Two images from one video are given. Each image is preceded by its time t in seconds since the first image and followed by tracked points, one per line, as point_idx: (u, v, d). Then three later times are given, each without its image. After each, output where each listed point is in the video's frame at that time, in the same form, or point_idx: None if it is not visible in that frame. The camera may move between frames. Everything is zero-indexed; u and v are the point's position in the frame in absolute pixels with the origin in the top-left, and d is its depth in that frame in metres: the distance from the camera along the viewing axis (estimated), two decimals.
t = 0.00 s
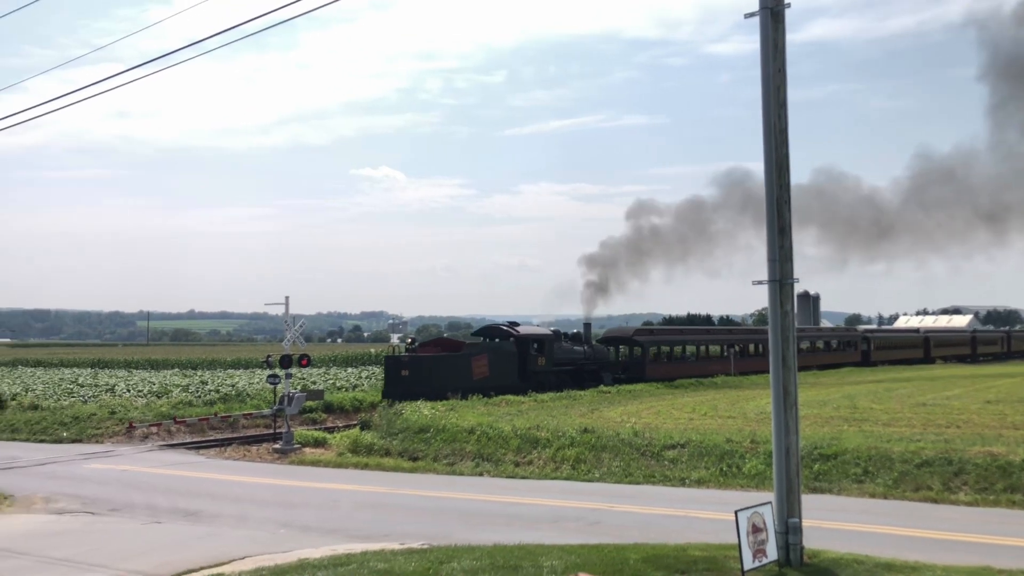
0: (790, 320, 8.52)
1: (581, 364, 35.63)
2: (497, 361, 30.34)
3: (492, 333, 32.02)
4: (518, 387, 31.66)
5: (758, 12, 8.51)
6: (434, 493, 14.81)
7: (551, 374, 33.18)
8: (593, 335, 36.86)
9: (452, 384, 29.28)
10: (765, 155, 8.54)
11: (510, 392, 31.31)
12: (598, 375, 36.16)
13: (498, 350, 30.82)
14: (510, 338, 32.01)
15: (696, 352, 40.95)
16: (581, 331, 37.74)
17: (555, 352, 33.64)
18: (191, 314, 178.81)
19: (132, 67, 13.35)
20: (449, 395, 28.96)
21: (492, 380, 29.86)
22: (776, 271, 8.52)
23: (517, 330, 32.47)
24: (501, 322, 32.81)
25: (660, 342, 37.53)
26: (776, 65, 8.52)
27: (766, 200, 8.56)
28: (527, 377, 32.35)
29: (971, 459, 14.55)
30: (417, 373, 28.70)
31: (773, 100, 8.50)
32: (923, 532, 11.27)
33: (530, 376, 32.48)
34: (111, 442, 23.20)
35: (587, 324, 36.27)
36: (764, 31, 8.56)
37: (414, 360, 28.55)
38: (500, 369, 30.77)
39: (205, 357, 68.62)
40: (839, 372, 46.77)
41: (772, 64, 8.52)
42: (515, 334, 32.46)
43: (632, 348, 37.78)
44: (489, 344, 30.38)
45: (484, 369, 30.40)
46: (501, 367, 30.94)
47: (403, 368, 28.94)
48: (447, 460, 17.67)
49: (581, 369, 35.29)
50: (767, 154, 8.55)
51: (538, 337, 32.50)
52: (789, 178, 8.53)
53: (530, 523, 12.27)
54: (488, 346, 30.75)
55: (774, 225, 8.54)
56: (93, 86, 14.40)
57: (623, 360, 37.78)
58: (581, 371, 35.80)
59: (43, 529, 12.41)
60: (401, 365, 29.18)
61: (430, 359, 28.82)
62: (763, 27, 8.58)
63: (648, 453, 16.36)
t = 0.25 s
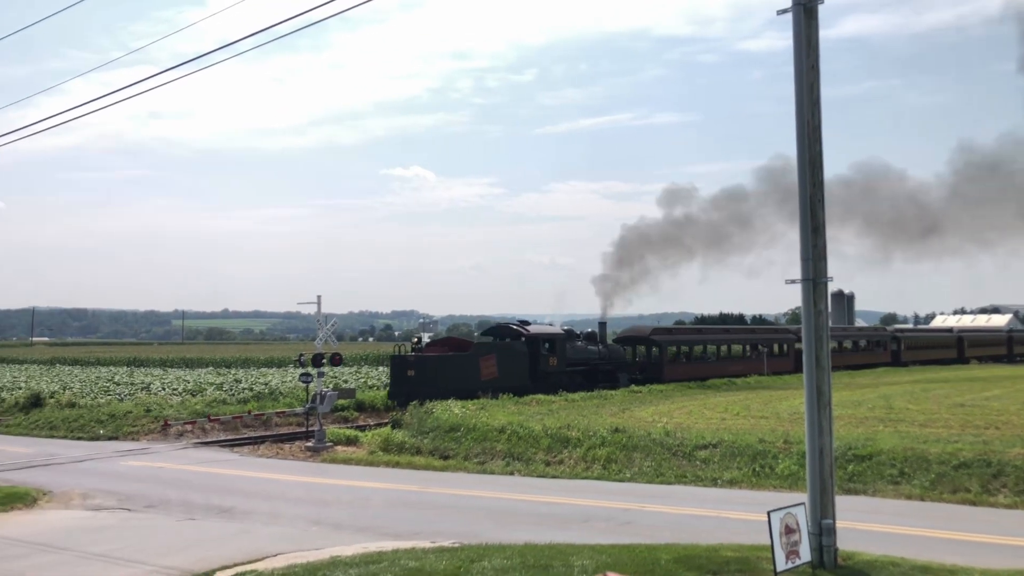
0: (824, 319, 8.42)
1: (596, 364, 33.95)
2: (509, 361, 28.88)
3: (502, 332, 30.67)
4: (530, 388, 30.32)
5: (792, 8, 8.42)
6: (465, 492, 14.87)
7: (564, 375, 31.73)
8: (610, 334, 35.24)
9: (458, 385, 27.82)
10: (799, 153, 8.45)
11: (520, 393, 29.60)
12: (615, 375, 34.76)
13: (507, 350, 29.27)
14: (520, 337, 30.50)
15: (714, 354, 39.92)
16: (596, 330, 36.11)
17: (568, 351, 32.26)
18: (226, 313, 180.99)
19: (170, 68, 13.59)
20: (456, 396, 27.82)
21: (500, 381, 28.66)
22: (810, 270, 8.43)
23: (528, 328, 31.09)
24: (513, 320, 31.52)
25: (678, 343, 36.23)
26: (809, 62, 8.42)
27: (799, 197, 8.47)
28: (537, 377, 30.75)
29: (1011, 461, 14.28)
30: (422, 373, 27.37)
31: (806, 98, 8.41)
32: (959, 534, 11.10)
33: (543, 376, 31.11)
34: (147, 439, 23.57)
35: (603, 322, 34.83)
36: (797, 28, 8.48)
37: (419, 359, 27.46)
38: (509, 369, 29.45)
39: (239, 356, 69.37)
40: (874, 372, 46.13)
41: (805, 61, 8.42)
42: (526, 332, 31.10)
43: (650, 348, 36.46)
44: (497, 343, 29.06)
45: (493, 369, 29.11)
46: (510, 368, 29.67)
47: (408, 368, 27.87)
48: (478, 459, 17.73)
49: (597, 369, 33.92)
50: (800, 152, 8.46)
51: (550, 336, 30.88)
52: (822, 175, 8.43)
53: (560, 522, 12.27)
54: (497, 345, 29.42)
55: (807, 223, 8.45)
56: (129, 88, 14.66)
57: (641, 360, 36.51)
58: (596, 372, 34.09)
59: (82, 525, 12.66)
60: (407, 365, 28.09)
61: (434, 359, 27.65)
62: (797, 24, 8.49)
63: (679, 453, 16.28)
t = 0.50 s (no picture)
0: (851, 318, 8.36)
1: (604, 364, 33.29)
2: (514, 361, 28.52)
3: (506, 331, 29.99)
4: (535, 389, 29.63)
5: (818, 6, 8.36)
6: (489, 491, 14.91)
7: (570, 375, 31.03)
8: (619, 333, 34.56)
9: (459, 386, 27.01)
10: (825, 151, 8.38)
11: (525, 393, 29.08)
12: (624, 376, 34.08)
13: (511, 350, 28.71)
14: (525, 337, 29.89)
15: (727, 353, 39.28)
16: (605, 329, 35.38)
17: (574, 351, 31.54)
18: (251, 312, 182.49)
19: (196, 70, 13.76)
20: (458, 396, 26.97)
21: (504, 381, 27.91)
22: (836, 268, 8.37)
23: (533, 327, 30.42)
24: (517, 319, 30.76)
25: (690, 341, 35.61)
26: (835, 59, 8.35)
27: (825, 195, 8.41)
28: (543, 378, 30.17)
29: None
30: (423, 376, 26.41)
31: (833, 95, 8.35)
32: (988, 536, 10.97)
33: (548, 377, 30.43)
34: (174, 437, 23.83)
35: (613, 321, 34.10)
36: (823, 25, 8.42)
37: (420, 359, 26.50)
38: (512, 369, 28.72)
39: (264, 356, 69.87)
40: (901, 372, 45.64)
41: (831, 58, 8.37)
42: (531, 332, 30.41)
43: (661, 348, 35.93)
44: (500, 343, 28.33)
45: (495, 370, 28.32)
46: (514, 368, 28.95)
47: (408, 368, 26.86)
48: (501, 458, 17.77)
49: (604, 369, 33.20)
50: (826, 150, 8.40)
51: (555, 336, 30.27)
52: (849, 173, 8.37)
53: (584, 522, 12.28)
54: (500, 345, 28.71)
55: (833, 221, 8.39)
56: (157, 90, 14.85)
57: (652, 360, 35.87)
58: (605, 372, 33.44)
59: (111, 521, 12.84)
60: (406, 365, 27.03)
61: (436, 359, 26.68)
62: (823, 21, 8.43)
63: (704, 453, 16.21)
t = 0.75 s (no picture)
0: (880, 318, 8.27)
1: (612, 365, 32.58)
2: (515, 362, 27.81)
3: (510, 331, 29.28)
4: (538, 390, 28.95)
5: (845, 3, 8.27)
6: (515, 491, 14.92)
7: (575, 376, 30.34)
8: (628, 333, 33.92)
9: (460, 386, 26.17)
10: (854, 148, 8.29)
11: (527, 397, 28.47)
12: (633, 377, 33.43)
13: (514, 349, 28.06)
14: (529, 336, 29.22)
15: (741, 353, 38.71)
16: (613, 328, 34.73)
17: (580, 351, 30.86)
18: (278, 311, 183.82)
19: (224, 71, 13.91)
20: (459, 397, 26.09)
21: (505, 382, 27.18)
22: (865, 268, 8.29)
23: (537, 327, 29.72)
24: (520, 318, 29.97)
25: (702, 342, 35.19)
26: (863, 57, 8.27)
27: (853, 194, 8.33)
28: (548, 378, 29.52)
29: None
30: (423, 375, 25.49)
31: (861, 93, 8.26)
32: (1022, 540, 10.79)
33: (552, 378, 29.75)
34: (203, 435, 24.13)
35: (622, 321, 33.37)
36: (851, 22, 8.33)
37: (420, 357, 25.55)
38: (514, 371, 28.00)
39: (292, 355, 70.39)
40: (932, 373, 45.02)
41: (860, 55, 8.28)
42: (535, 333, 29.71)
43: (671, 348, 35.42)
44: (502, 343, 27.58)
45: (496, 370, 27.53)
46: (516, 369, 28.23)
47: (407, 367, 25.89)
48: (527, 457, 17.78)
49: (611, 370, 32.50)
50: (855, 149, 8.32)
51: (561, 335, 29.65)
52: (877, 172, 8.28)
53: (610, 522, 12.26)
54: (503, 345, 27.98)
55: (862, 221, 8.31)
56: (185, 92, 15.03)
57: (662, 361, 35.24)
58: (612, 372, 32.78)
59: (141, 518, 13.02)
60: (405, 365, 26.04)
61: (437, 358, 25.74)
62: (851, 18, 8.34)
63: (731, 453, 16.11)
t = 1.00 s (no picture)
0: (908, 317, 8.18)
1: (619, 365, 32.14)
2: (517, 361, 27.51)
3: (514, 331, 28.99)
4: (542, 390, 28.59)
5: None
6: (540, 490, 14.93)
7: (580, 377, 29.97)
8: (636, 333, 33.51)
9: (460, 386, 25.87)
10: (881, 145, 8.20)
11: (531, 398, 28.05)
12: (642, 377, 32.99)
13: (517, 349, 27.75)
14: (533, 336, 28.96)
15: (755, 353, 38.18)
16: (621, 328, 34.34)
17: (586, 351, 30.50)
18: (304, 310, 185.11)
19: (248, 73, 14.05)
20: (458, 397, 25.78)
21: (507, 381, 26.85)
22: (893, 267, 8.20)
23: (542, 327, 29.42)
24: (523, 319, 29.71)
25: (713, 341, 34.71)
26: (891, 53, 8.18)
27: (880, 192, 8.25)
28: (552, 379, 29.14)
29: None
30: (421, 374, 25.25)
31: (889, 90, 8.17)
32: None
33: (556, 378, 29.39)
34: (230, 433, 24.38)
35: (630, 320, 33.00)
36: (879, 18, 8.24)
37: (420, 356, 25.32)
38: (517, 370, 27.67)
39: (317, 354, 70.87)
40: (961, 373, 44.40)
41: (887, 52, 8.19)
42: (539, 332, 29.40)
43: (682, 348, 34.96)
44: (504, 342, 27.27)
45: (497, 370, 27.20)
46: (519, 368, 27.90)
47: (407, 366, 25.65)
48: (551, 457, 17.78)
49: (618, 370, 32.09)
50: (883, 146, 8.23)
51: (565, 335, 29.33)
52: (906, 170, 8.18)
53: (634, 521, 12.23)
54: (505, 344, 27.68)
55: (889, 219, 8.22)
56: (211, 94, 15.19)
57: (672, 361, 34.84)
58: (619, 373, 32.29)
59: (169, 516, 13.18)
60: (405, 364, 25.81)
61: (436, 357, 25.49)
62: (879, 14, 8.25)
63: (757, 454, 16.01)
